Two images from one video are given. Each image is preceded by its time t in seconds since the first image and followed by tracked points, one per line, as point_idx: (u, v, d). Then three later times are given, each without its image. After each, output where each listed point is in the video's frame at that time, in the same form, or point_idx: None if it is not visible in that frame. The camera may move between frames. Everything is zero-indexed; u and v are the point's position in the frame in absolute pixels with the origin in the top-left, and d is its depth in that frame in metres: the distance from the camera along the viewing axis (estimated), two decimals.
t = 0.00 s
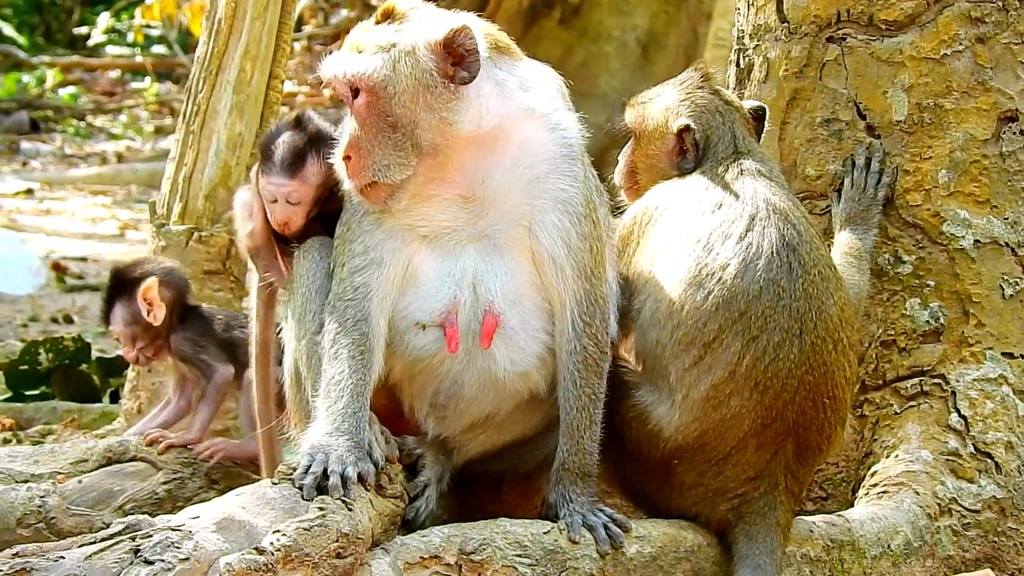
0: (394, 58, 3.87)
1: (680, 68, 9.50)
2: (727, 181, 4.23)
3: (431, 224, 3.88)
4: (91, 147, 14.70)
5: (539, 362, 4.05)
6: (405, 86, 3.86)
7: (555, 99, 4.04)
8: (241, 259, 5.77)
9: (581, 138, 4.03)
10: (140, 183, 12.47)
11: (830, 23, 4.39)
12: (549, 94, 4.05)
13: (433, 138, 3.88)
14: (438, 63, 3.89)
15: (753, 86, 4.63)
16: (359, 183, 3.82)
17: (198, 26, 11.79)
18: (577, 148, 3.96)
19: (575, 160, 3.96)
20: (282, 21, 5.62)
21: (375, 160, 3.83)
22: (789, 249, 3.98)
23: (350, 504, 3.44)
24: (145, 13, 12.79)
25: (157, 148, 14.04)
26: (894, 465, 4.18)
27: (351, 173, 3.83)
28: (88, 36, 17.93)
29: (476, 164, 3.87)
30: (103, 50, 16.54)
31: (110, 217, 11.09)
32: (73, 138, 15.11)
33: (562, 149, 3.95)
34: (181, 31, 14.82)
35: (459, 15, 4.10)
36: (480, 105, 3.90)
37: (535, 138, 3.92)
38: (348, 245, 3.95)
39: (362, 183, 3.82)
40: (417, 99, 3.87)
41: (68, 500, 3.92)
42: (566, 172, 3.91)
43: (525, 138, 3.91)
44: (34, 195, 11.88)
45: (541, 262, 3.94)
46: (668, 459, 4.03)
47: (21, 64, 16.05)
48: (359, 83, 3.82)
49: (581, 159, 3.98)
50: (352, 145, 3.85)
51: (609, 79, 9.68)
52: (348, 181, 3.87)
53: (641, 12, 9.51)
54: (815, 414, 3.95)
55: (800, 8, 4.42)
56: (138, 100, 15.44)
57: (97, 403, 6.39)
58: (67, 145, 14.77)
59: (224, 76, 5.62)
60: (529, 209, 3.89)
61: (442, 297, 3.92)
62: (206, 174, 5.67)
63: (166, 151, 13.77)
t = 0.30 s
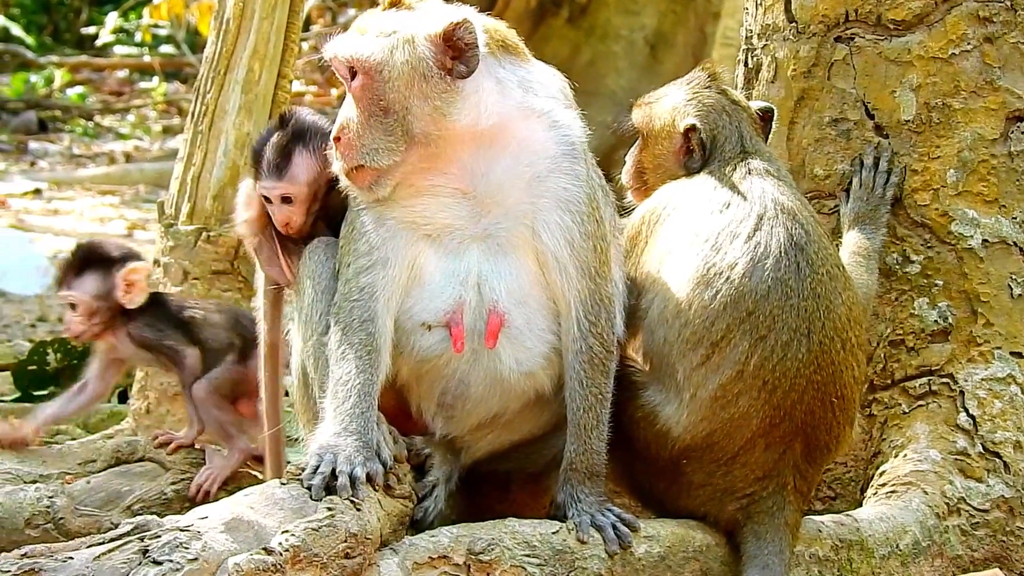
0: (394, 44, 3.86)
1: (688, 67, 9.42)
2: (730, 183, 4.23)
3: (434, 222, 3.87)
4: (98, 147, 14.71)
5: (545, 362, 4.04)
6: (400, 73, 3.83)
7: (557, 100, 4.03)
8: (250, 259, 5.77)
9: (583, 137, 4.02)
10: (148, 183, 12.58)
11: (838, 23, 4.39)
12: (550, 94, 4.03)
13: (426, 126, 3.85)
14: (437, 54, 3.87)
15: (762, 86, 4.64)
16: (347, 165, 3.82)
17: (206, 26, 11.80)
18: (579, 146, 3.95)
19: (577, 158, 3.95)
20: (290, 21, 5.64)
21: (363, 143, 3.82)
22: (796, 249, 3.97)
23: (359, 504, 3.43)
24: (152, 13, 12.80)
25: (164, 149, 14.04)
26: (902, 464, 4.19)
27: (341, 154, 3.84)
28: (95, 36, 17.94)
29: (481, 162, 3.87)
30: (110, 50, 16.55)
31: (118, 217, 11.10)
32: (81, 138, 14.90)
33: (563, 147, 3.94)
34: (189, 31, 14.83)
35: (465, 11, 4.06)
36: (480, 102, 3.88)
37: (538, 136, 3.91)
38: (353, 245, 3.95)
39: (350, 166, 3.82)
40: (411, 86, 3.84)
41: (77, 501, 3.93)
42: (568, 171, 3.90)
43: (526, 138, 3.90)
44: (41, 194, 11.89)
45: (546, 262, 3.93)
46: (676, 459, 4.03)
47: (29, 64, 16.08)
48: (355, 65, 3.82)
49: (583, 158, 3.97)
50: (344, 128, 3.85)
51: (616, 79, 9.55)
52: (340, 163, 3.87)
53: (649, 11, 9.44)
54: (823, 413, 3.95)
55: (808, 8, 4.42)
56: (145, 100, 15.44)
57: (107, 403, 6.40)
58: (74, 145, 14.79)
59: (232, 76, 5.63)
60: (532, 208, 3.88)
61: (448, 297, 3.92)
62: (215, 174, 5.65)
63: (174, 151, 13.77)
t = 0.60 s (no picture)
0: (400, 39, 3.88)
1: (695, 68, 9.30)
2: (745, 175, 4.23)
3: (440, 220, 3.86)
4: (105, 146, 14.74)
5: (552, 361, 4.04)
6: (405, 64, 3.85)
7: (564, 98, 4.03)
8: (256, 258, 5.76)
9: (589, 135, 4.01)
10: (154, 182, 12.48)
11: (845, 22, 4.39)
12: (556, 92, 4.03)
13: (428, 119, 3.86)
14: (443, 49, 3.88)
15: (768, 85, 4.61)
16: (348, 154, 3.83)
17: (213, 25, 11.80)
18: (584, 145, 3.94)
19: (583, 157, 3.94)
20: (298, 21, 5.64)
21: (363, 133, 3.83)
22: (804, 248, 3.97)
23: (366, 504, 3.42)
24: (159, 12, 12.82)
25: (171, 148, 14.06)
26: (910, 464, 4.20)
27: (341, 142, 3.84)
28: (101, 36, 17.96)
29: (487, 161, 3.86)
30: (117, 50, 16.57)
31: (125, 216, 11.11)
32: (87, 137, 15.00)
33: (568, 146, 3.93)
34: (197, 31, 14.85)
35: (474, 9, 4.07)
36: (486, 98, 3.88)
37: (544, 135, 3.91)
38: (360, 244, 3.94)
39: (349, 155, 3.83)
40: (415, 77, 3.85)
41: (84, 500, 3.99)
42: (573, 169, 3.90)
43: (532, 136, 3.89)
44: (48, 194, 11.90)
45: (553, 261, 3.93)
46: (683, 459, 4.03)
47: (35, 64, 16.11)
48: (360, 56, 3.84)
49: (589, 156, 3.96)
50: (346, 118, 3.86)
51: (622, 79, 9.50)
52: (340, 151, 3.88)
53: (655, 11, 9.39)
54: (831, 413, 3.94)
55: (816, 7, 4.42)
56: (151, 100, 15.46)
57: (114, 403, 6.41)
58: (81, 144, 14.81)
59: (239, 76, 5.63)
60: (537, 207, 3.87)
61: (455, 297, 3.92)
62: (223, 173, 5.59)
63: (181, 150, 13.79)
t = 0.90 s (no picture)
0: (407, 42, 3.87)
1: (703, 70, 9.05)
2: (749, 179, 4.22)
3: (448, 221, 3.86)
4: (114, 147, 14.78)
5: (560, 362, 4.04)
6: (412, 67, 3.83)
7: (572, 99, 4.02)
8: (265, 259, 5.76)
9: (597, 136, 4.01)
10: (164, 182, 12.50)
11: (854, 24, 4.39)
12: (564, 93, 4.02)
13: (435, 121, 3.85)
14: (450, 52, 3.87)
15: (777, 86, 4.61)
16: (356, 157, 3.84)
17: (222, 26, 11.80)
18: (592, 146, 3.94)
19: (590, 158, 3.94)
20: (306, 21, 5.68)
21: (371, 135, 3.83)
22: (812, 250, 3.97)
23: (374, 505, 3.42)
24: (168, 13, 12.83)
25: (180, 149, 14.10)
26: (918, 466, 4.20)
27: (349, 146, 3.86)
28: (111, 37, 17.99)
29: (495, 162, 3.86)
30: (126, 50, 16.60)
31: (134, 216, 11.13)
32: (96, 137, 14.97)
33: (575, 147, 3.92)
34: (206, 33, 14.87)
35: (482, 12, 4.06)
36: (494, 100, 3.88)
37: (552, 136, 3.91)
38: (368, 245, 3.94)
39: (357, 159, 3.83)
40: (422, 80, 3.84)
41: (93, 501, 3.97)
42: (580, 170, 3.89)
43: (540, 137, 3.89)
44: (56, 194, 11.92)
45: (560, 262, 3.92)
46: (692, 460, 4.03)
47: (45, 64, 16.14)
48: (368, 61, 3.84)
49: (597, 157, 3.95)
50: (353, 122, 3.87)
51: (632, 79, 9.15)
52: (348, 155, 3.89)
53: (664, 11, 9.07)
54: (839, 414, 3.94)
55: (824, 10, 4.43)
56: (160, 101, 15.49)
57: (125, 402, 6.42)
58: (90, 145, 14.85)
59: (247, 76, 5.63)
60: (546, 208, 3.87)
61: (462, 298, 3.91)
62: (231, 173, 5.61)
63: (190, 151, 13.81)
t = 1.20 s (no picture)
0: (415, 48, 3.88)
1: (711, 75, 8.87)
2: (757, 183, 4.22)
3: (454, 224, 3.86)
4: (122, 151, 14.82)
5: (567, 366, 4.03)
6: (420, 73, 3.84)
7: (579, 103, 4.02)
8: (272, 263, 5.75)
9: (605, 140, 4.00)
10: (170, 187, 12.63)
11: (861, 28, 4.39)
12: (571, 96, 4.02)
13: (444, 126, 3.86)
14: (458, 57, 3.87)
15: (785, 90, 4.60)
16: (365, 164, 3.84)
17: (228, 30, 11.78)
18: (600, 149, 3.94)
19: (598, 162, 3.94)
20: (314, 26, 5.70)
21: (380, 142, 3.83)
22: (820, 254, 3.97)
23: (382, 509, 3.42)
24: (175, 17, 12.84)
25: (187, 153, 14.14)
26: (926, 469, 4.20)
27: (358, 153, 3.86)
28: (118, 41, 18.01)
29: (502, 166, 3.86)
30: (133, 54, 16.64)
31: (140, 220, 11.13)
32: (104, 142, 15.28)
33: (583, 151, 3.92)
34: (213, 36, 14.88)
35: (490, 16, 4.06)
36: (502, 104, 3.88)
37: (559, 140, 3.91)
38: (375, 248, 3.94)
39: (366, 165, 3.84)
40: (431, 86, 3.85)
41: (100, 505, 3.95)
42: (588, 174, 3.89)
43: (548, 140, 3.89)
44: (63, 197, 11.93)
45: (568, 265, 3.92)
46: (699, 464, 4.03)
47: (52, 68, 16.17)
48: (375, 68, 3.84)
49: (605, 161, 3.95)
50: (361, 128, 3.87)
51: (638, 83, 8.99)
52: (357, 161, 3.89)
53: (672, 16, 8.87)
54: (847, 418, 3.94)
55: (832, 13, 4.41)
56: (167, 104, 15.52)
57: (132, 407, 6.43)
58: (97, 149, 14.86)
59: (255, 80, 5.65)
60: (553, 212, 3.87)
61: (470, 301, 3.91)
62: (238, 177, 5.61)
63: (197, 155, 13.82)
